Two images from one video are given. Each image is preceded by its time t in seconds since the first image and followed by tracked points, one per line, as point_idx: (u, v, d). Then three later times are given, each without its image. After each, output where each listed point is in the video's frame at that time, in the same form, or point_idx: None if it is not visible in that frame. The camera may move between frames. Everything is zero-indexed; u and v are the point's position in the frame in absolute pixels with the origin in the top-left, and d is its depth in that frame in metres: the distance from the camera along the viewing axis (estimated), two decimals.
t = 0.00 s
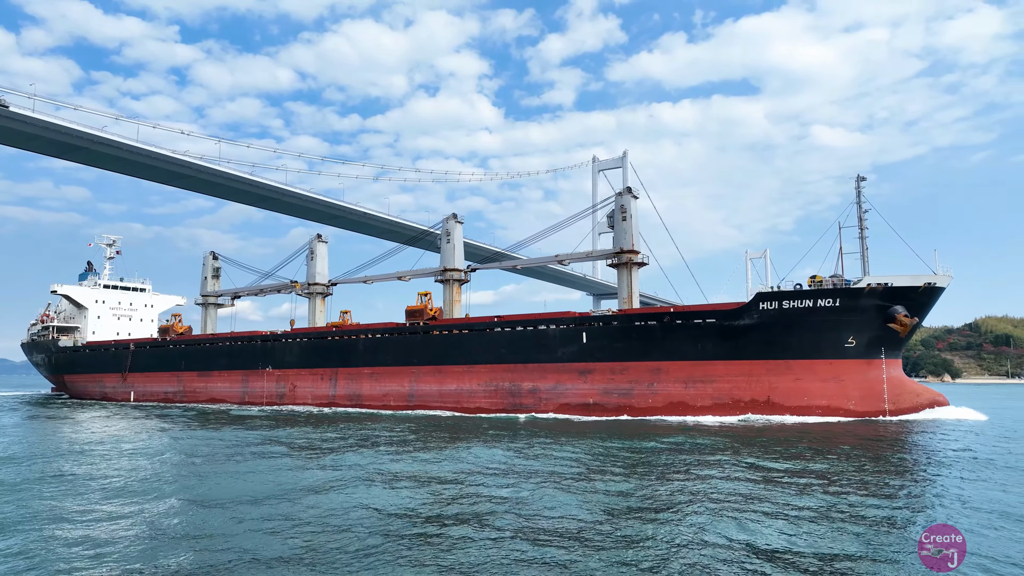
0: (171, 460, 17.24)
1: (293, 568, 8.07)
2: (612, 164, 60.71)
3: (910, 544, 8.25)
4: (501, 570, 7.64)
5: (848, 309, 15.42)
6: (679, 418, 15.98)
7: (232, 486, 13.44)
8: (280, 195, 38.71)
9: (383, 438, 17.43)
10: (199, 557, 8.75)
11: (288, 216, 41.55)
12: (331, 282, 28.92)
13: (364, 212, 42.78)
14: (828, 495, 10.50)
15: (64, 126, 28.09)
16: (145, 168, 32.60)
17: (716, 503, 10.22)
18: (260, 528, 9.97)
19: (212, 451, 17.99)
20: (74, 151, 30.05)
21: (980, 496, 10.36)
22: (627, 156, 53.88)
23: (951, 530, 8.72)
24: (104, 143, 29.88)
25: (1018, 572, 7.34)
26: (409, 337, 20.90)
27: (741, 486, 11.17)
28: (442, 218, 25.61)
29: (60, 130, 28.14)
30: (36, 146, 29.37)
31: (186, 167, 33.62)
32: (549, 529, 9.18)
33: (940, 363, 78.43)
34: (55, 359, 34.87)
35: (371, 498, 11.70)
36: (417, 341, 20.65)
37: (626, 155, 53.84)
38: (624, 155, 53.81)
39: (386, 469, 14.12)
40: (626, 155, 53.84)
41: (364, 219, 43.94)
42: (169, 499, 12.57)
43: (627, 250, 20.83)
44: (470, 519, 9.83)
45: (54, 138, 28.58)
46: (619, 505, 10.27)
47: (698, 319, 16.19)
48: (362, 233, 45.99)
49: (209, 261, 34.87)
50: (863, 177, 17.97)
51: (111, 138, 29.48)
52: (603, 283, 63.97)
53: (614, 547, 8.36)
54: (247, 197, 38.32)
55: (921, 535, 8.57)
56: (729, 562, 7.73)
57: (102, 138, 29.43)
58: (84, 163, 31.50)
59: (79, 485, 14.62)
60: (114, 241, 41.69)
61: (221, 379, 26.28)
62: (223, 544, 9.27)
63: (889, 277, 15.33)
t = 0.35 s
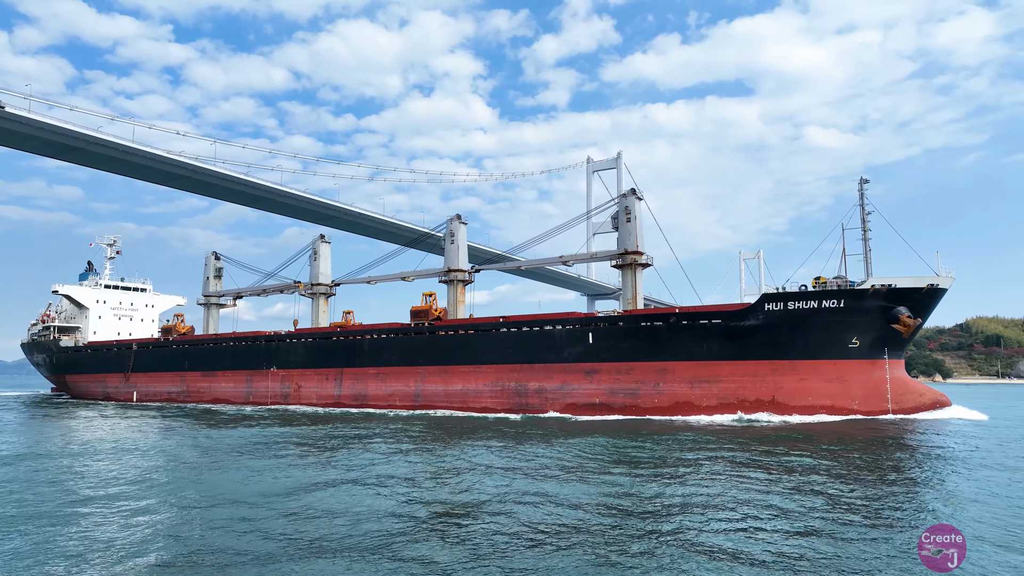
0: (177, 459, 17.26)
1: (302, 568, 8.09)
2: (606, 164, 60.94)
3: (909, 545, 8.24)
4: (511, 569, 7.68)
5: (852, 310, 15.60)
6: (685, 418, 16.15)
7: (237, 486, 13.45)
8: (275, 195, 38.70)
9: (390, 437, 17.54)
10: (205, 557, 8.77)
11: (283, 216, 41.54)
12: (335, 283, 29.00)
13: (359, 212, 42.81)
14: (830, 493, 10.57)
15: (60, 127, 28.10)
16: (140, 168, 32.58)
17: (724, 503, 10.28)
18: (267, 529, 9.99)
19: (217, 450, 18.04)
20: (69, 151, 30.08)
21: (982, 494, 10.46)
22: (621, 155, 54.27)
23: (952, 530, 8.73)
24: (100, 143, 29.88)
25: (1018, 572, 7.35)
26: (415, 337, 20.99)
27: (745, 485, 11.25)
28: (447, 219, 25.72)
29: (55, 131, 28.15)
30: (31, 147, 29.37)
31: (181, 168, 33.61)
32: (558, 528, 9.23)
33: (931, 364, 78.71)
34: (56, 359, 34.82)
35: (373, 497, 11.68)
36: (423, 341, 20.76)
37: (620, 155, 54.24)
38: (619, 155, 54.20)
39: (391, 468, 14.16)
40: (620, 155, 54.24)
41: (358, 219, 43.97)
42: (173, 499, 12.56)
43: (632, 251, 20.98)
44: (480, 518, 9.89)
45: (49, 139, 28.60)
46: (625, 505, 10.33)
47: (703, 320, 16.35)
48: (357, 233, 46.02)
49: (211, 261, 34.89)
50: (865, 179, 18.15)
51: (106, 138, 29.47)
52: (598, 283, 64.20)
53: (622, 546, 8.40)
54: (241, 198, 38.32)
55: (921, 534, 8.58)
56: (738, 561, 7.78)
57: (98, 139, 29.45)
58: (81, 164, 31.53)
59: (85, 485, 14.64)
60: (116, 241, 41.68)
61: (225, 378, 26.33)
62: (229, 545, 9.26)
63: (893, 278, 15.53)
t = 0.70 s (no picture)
0: (180, 459, 17.24)
1: (304, 571, 8.03)
2: (600, 165, 61.26)
3: (910, 544, 8.35)
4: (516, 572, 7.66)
5: (855, 310, 15.80)
6: (691, 417, 16.31)
7: (237, 486, 13.40)
8: (270, 195, 38.70)
9: (397, 436, 17.65)
10: (198, 561, 8.68)
11: (277, 216, 41.56)
12: (338, 283, 29.10)
13: (354, 213, 42.83)
14: (834, 494, 10.68)
15: (56, 127, 28.13)
16: (135, 169, 32.61)
17: (726, 503, 10.36)
18: (263, 532, 9.86)
19: (223, 449, 18.10)
20: (65, 152, 30.14)
21: (984, 496, 10.55)
22: (614, 156, 54.63)
23: (952, 530, 8.86)
24: (96, 144, 29.89)
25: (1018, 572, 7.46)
26: (420, 338, 21.13)
27: (748, 485, 11.36)
28: (451, 220, 25.87)
29: (52, 131, 28.21)
30: (27, 147, 29.41)
31: (177, 168, 33.61)
32: (565, 528, 9.29)
33: (922, 363, 78.69)
34: (58, 359, 34.81)
35: (380, 497, 11.73)
36: (428, 342, 20.89)
37: (613, 155, 54.61)
38: (612, 155, 54.58)
39: (396, 468, 14.21)
40: (613, 155, 54.60)
41: (354, 219, 44.02)
42: (179, 498, 12.58)
43: (636, 253, 21.18)
44: (483, 519, 9.88)
45: (45, 140, 28.64)
46: (628, 505, 10.36)
47: (709, 321, 16.53)
48: (350, 233, 46.02)
49: (213, 261, 34.93)
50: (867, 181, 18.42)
51: (102, 138, 29.48)
52: (591, 283, 64.45)
53: (626, 549, 8.40)
54: (236, 198, 38.35)
55: (921, 534, 8.69)
56: (740, 564, 7.80)
57: (94, 139, 29.48)
58: (78, 165, 31.61)
59: (92, 484, 14.67)
60: (116, 241, 41.68)
61: (229, 378, 26.41)
62: (228, 547, 9.17)
63: (896, 280, 15.74)
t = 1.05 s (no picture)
0: (184, 458, 17.26)
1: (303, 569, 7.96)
2: (594, 165, 61.63)
3: (910, 545, 8.35)
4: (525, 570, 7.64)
5: (858, 311, 16.00)
6: (696, 417, 16.51)
7: (238, 485, 13.31)
8: (265, 195, 38.76)
9: (403, 435, 17.79)
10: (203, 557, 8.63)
11: (272, 216, 41.56)
12: (342, 283, 29.21)
13: (349, 213, 42.94)
14: (836, 494, 10.67)
15: (52, 128, 28.16)
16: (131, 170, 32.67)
17: (730, 500, 10.40)
18: (267, 529, 9.81)
19: (229, 448, 18.16)
20: (60, 152, 30.18)
21: (987, 494, 10.63)
22: (609, 156, 55.00)
23: (952, 530, 8.84)
24: (93, 145, 29.93)
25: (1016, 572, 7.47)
26: (426, 338, 21.26)
27: (752, 484, 11.38)
28: (455, 222, 26.08)
29: (47, 132, 28.24)
30: (23, 148, 29.44)
31: (172, 168, 33.67)
32: (571, 526, 9.33)
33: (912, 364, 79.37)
34: (60, 359, 34.79)
35: (382, 496, 11.70)
36: (434, 342, 21.03)
37: (608, 156, 54.96)
38: (607, 156, 54.95)
39: (401, 467, 14.24)
40: (608, 156, 54.96)
41: (349, 220, 44.13)
42: (182, 496, 12.56)
43: (640, 254, 21.40)
44: (486, 517, 9.90)
45: (41, 140, 28.68)
46: (631, 504, 10.38)
47: (714, 321, 16.71)
48: (345, 234, 46.04)
49: (215, 261, 34.98)
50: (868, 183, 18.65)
51: (97, 139, 29.50)
52: (586, 284, 64.73)
53: (632, 546, 8.40)
54: (231, 199, 38.43)
55: (921, 534, 8.69)
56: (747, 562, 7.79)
57: (89, 140, 29.51)
58: (73, 165, 31.62)
59: (97, 482, 14.69)
60: (117, 241, 41.67)
61: (233, 378, 26.49)
62: (231, 545, 9.11)
63: (898, 281, 15.96)
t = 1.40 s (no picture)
0: (189, 456, 17.31)
1: (302, 569, 7.89)
2: (587, 166, 61.94)
3: (909, 544, 8.25)
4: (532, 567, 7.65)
5: (861, 312, 16.24)
6: (700, 417, 16.71)
7: (240, 484, 13.27)
8: (260, 195, 38.82)
9: (412, 433, 17.97)
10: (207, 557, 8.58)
11: (266, 216, 41.60)
12: (345, 283, 29.33)
13: (344, 214, 43.00)
14: (840, 492, 10.67)
15: (48, 128, 28.20)
16: (126, 170, 32.72)
17: (732, 499, 10.44)
18: (272, 529, 9.79)
19: (235, 446, 18.24)
20: (55, 152, 30.22)
21: (990, 492, 10.72)
22: (602, 157, 55.17)
23: (952, 530, 8.72)
24: (89, 145, 29.99)
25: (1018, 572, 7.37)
26: (432, 338, 21.42)
27: (756, 483, 11.40)
28: (459, 223, 26.24)
29: (43, 132, 28.29)
30: (18, 148, 29.46)
31: (168, 168, 33.72)
32: (577, 522, 9.38)
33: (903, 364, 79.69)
34: (61, 359, 34.77)
35: (385, 495, 11.66)
36: (439, 342, 21.19)
37: (601, 156, 55.12)
38: (600, 156, 55.10)
39: (405, 465, 14.23)
40: (601, 156, 55.14)
41: (344, 219, 44.22)
42: (187, 493, 12.57)
43: (643, 255, 21.60)
44: (491, 515, 9.90)
45: (37, 140, 28.72)
46: (635, 503, 10.36)
47: (718, 322, 16.94)
48: (340, 234, 46.05)
49: (218, 261, 35.06)
50: (870, 186, 18.92)
51: (93, 139, 29.55)
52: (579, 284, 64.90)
53: (639, 543, 8.39)
54: (226, 199, 38.48)
55: (921, 534, 8.56)
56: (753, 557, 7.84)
57: (86, 140, 29.59)
58: (68, 166, 31.66)
59: (105, 479, 14.77)
60: (118, 241, 41.71)
61: (238, 378, 26.60)
62: (231, 544, 9.06)
63: (901, 283, 16.21)
